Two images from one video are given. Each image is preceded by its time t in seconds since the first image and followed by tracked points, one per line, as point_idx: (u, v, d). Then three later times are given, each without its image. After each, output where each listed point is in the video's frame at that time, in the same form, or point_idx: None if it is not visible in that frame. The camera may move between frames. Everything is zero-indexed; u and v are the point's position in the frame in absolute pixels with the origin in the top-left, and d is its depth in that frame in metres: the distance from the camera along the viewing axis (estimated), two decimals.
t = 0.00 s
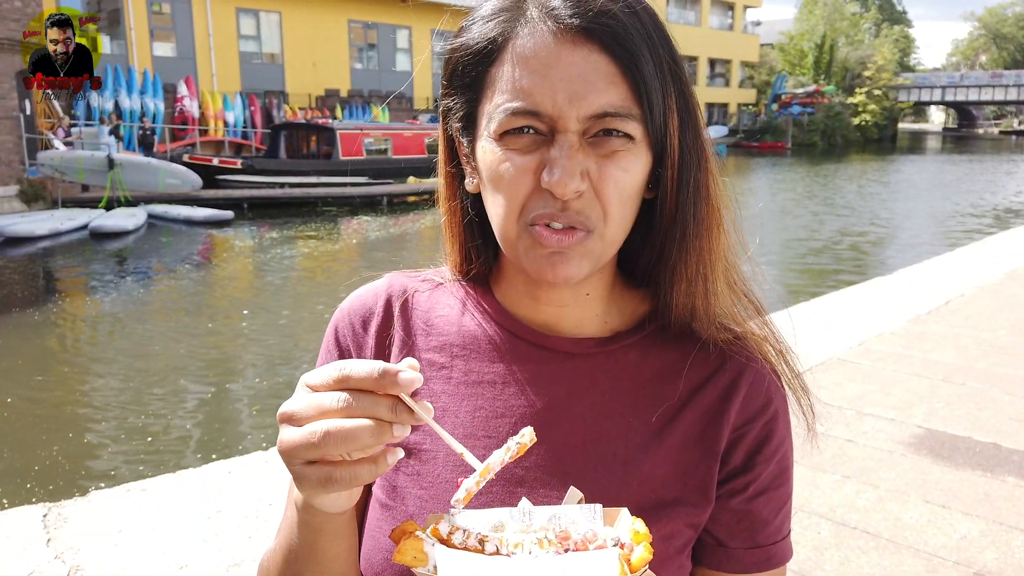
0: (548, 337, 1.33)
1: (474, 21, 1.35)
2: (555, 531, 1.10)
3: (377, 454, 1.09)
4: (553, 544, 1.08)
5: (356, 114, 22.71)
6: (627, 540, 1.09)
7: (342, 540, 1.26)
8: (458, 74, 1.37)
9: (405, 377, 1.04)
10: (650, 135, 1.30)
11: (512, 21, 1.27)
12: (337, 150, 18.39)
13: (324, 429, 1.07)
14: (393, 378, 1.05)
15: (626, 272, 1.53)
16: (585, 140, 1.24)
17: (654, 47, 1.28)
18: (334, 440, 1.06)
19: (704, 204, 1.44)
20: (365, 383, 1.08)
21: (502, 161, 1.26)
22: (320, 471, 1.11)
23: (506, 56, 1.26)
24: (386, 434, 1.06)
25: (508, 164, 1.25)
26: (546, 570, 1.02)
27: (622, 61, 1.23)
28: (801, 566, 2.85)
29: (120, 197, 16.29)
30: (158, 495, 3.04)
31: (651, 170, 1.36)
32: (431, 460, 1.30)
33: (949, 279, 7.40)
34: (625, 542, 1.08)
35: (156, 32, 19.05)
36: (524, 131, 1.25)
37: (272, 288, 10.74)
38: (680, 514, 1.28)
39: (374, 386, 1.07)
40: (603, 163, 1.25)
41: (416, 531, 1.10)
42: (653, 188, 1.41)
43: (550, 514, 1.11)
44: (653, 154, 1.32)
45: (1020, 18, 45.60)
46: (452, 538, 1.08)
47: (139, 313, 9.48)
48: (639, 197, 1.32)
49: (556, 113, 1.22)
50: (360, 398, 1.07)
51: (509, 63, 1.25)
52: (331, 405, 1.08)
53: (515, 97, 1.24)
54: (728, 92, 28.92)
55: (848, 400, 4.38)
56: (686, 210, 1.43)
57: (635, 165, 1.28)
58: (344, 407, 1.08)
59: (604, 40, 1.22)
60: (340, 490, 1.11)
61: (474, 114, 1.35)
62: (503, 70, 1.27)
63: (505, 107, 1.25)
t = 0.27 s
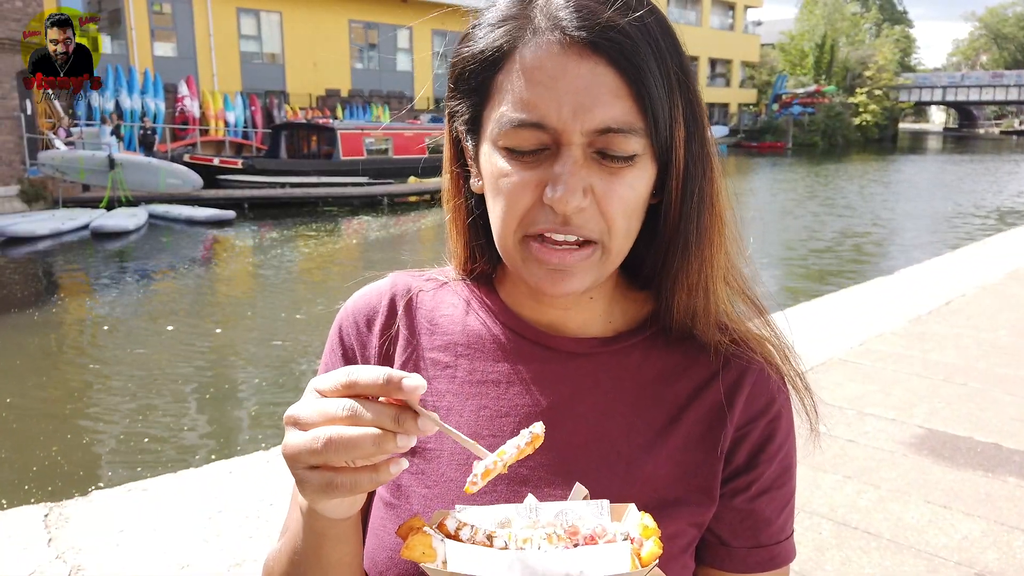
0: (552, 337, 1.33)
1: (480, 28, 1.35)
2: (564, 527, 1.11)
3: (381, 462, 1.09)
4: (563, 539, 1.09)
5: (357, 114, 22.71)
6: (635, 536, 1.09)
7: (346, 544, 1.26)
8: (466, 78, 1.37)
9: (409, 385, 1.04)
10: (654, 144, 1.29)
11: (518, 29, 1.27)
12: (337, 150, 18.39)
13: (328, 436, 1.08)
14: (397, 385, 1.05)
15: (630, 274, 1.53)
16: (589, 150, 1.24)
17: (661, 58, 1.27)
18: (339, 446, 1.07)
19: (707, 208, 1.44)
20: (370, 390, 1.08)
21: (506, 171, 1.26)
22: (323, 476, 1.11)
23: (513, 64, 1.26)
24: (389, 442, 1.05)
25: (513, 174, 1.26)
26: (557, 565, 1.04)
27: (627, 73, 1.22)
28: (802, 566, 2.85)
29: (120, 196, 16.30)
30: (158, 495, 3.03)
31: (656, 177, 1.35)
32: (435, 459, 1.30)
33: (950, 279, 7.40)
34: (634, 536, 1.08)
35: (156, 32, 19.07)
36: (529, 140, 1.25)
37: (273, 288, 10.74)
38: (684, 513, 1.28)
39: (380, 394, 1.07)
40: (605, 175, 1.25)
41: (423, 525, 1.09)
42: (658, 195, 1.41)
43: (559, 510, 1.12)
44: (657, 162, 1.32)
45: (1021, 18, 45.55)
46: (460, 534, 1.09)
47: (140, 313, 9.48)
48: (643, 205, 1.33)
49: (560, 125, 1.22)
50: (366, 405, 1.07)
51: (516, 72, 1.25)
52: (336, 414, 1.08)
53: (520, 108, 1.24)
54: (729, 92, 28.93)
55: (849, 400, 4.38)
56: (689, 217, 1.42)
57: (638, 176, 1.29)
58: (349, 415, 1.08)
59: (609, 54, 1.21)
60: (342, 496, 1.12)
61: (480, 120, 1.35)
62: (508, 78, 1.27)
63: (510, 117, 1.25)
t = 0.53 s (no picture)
0: (555, 338, 1.32)
1: (484, 32, 1.34)
2: (569, 523, 1.10)
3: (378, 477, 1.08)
4: (568, 535, 1.07)
5: (357, 114, 22.70)
6: (642, 533, 1.08)
7: (347, 553, 1.26)
8: (471, 81, 1.37)
9: (404, 398, 1.03)
10: (657, 151, 1.29)
11: (522, 36, 1.26)
12: (338, 150, 18.38)
13: (322, 452, 1.07)
14: (391, 401, 1.04)
15: (634, 274, 1.52)
16: (591, 157, 1.23)
17: (667, 66, 1.27)
18: (333, 464, 1.06)
19: (711, 211, 1.43)
20: (364, 406, 1.07)
21: (508, 176, 1.26)
22: (320, 492, 1.11)
23: (517, 68, 1.25)
24: (385, 456, 1.04)
25: (514, 180, 1.25)
26: (564, 560, 1.02)
27: (632, 82, 1.22)
28: (804, 567, 2.84)
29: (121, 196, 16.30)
30: (160, 495, 3.03)
31: (660, 183, 1.35)
32: (438, 459, 1.29)
33: (951, 279, 7.39)
34: (641, 534, 1.07)
35: (157, 32, 19.07)
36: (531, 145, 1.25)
37: (273, 288, 10.74)
38: (689, 515, 1.28)
39: (375, 409, 1.06)
40: (608, 183, 1.25)
41: (429, 521, 1.09)
42: (662, 201, 1.40)
43: (564, 507, 1.11)
44: (661, 168, 1.31)
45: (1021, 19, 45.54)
46: (466, 530, 1.09)
47: (140, 313, 9.47)
48: (646, 212, 1.32)
49: (562, 134, 1.21)
50: (361, 420, 1.07)
51: (519, 77, 1.24)
52: (330, 431, 1.08)
53: (523, 114, 1.24)
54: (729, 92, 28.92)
55: (851, 400, 4.37)
56: (694, 221, 1.41)
57: (641, 183, 1.28)
58: (345, 431, 1.07)
59: (614, 63, 1.21)
60: (340, 510, 1.11)
61: (484, 124, 1.35)
62: (511, 83, 1.26)
63: (513, 122, 1.24)
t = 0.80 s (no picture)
0: (555, 339, 1.32)
1: (486, 33, 1.35)
2: (570, 523, 1.09)
3: (374, 484, 1.08)
4: (569, 535, 1.07)
5: (358, 114, 22.71)
6: (643, 533, 1.08)
7: (345, 558, 1.26)
8: (471, 83, 1.37)
9: (401, 403, 1.03)
10: (659, 154, 1.28)
11: (523, 38, 1.26)
12: (338, 150, 18.38)
13: (319, 460, 1.07)
14: (389, 405, 1.04)
15: (635, 275, 1.52)
16: (590, 161, 1.23)
17: (669, 70, 1.26)
18: (329, 470, 1.06)
19: (712, 214, 1.42)
20: (364, 409, 1.07)
21: (508, 178, 1.26)
22: (317, 500, 1.11)
23: (516, 71, 1.25)
24: (381, 463, 1.05)
25: (514, 182, 1.26)
26: (566, 559, 1.01)
27: (633, 85, 1.22)
28: (805, 567, 2.83)
29: (121, 196, 16.31)
30: (161, 494, 3.03)
31: (661, 186, 1.34)
32: (438, 463, 1.29)
33: (952, 279, 7.38)
34: (641, 534, 1.08)
35: (157, 32, 19.07)
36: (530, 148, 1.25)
37: (274, 288, 10.74)
38: (691, 517, 1.28)
39: (373, 413, 1.06)
40: (608, 186, 1.25)
41: (428, 521, 1.09)
42: (664, 202, 1.39)
43: (565, 507, 1.11)
44: (662, 170, 1.31)
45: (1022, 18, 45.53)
46: (466, 530, 1.09)
47: (141, 314, 9.48)
48: (646, 215, 1.32)
49: (561, 137, 1.21)
50: (358, 426, 1.07)
51: (519, 79, 1.24)
52: (328, 437, 1.08)
53: (523, 117, 1.23)
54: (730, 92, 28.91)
55: (851, 400, 4.37)
56: (693, 222, 1.41)
57: (641, 188, 1.28)
58: (342, 438, 1.08)
59: (614, 67, 1.20)
60: (337, 519, 1.12)
61: (484, 126, 1.35)
62: (512, 85, 1.26)
63: (512, 125, 1.24)
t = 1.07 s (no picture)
0: (559, 340, 1.33)
1: (490, 28, 1.35)
2: (569, 528, 1.10)
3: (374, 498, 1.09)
4: (567, 542, 1.07)
5: (359, 115, 22.72)
6: (642, 538, 1.09)
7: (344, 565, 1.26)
8: (476, 78, 1.38)
9: (400, 415, 1.04)
10: (663, 153, 1.29)
11: (528, 31, 1.26)
12: (339, 150, 18.39)
13: (317, 478, 1.08)
14: (388, 419, 1.05)
15: (639, 277, 1.53)
16: (595, 158, 1.23)
17: (676, 68, 1.27)
18: (329, 489, 1.07)
19: (716, 214, 1.43)
20: (362, 424, 1.08)
21: (512, 172, 1.26)
22: (317, 517, 1.12)
23: (521, 65, 1.25)
24: (379, 476, 1.06)
25: (518, 178, 1.26)
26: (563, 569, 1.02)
27: (639, 82, 1.22)
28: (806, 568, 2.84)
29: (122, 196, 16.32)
30: (162, 495, 3.03)
31: (666, 184, 1.35)
32: (440, 465, 1.29)
33: (954, 279, 7.39)
34: (641, 540, 1.08)
35: (158, 32, 19.09)
36: (534, 144, 1.26)
37: (275, 288, 10.75)
38: (694, 520, 1.29)
39: (371, 426, 1.07)
40: (613, 182, 1.25)
41: (426, 526, 1.09)
42: (668, 202, 1.40)
43: (564, 511, 1.11)
44: (666, 169, 1.32)
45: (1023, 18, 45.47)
46: (464, 536, 1.09)
47: (142, 314, 9.49)
48: (650, 212, 1.32)
49: (566, 131, 1.21)
50: (356, 440, 1.08)
51: (525, 74, 1.25)
52: (325, 452, 1.09)
53: (528, 112, 1.24)
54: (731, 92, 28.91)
55: (852, 401, 4.37)
56: (697, 222, 1.42)
57: (645, 187, 1.29)
58: (339, 454, 1.08)
59: (620, 62, 1.21)
60: (340, 535, 1.12)
61: (488, 123, 1.36)
62: (517, 78, 1.26)
63: (517, 120, 1.25)
